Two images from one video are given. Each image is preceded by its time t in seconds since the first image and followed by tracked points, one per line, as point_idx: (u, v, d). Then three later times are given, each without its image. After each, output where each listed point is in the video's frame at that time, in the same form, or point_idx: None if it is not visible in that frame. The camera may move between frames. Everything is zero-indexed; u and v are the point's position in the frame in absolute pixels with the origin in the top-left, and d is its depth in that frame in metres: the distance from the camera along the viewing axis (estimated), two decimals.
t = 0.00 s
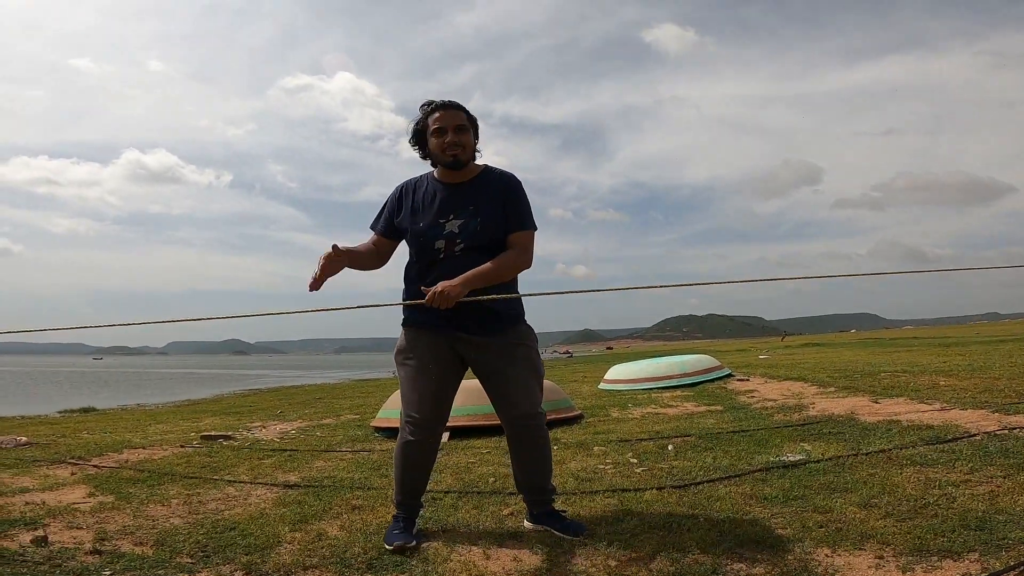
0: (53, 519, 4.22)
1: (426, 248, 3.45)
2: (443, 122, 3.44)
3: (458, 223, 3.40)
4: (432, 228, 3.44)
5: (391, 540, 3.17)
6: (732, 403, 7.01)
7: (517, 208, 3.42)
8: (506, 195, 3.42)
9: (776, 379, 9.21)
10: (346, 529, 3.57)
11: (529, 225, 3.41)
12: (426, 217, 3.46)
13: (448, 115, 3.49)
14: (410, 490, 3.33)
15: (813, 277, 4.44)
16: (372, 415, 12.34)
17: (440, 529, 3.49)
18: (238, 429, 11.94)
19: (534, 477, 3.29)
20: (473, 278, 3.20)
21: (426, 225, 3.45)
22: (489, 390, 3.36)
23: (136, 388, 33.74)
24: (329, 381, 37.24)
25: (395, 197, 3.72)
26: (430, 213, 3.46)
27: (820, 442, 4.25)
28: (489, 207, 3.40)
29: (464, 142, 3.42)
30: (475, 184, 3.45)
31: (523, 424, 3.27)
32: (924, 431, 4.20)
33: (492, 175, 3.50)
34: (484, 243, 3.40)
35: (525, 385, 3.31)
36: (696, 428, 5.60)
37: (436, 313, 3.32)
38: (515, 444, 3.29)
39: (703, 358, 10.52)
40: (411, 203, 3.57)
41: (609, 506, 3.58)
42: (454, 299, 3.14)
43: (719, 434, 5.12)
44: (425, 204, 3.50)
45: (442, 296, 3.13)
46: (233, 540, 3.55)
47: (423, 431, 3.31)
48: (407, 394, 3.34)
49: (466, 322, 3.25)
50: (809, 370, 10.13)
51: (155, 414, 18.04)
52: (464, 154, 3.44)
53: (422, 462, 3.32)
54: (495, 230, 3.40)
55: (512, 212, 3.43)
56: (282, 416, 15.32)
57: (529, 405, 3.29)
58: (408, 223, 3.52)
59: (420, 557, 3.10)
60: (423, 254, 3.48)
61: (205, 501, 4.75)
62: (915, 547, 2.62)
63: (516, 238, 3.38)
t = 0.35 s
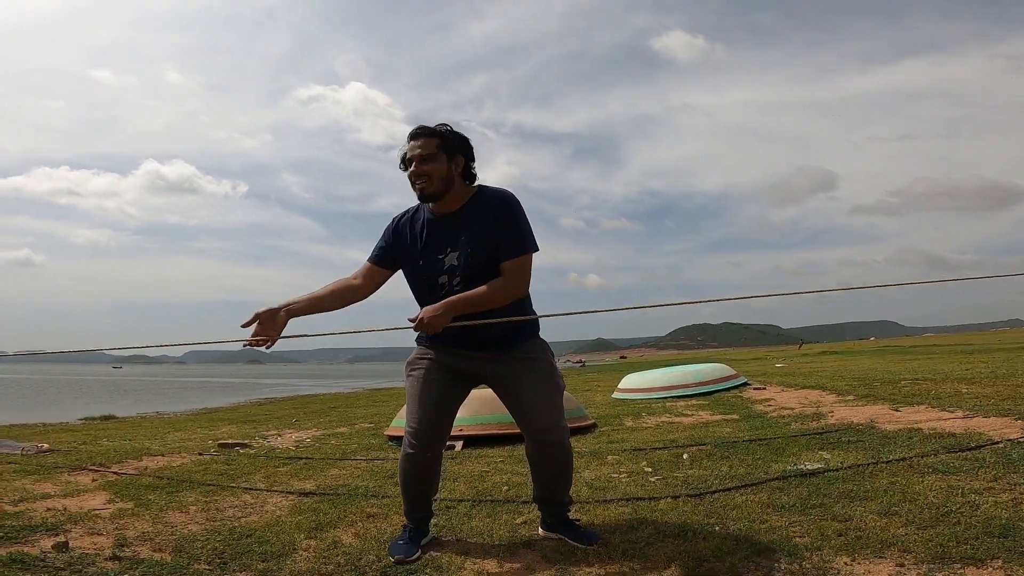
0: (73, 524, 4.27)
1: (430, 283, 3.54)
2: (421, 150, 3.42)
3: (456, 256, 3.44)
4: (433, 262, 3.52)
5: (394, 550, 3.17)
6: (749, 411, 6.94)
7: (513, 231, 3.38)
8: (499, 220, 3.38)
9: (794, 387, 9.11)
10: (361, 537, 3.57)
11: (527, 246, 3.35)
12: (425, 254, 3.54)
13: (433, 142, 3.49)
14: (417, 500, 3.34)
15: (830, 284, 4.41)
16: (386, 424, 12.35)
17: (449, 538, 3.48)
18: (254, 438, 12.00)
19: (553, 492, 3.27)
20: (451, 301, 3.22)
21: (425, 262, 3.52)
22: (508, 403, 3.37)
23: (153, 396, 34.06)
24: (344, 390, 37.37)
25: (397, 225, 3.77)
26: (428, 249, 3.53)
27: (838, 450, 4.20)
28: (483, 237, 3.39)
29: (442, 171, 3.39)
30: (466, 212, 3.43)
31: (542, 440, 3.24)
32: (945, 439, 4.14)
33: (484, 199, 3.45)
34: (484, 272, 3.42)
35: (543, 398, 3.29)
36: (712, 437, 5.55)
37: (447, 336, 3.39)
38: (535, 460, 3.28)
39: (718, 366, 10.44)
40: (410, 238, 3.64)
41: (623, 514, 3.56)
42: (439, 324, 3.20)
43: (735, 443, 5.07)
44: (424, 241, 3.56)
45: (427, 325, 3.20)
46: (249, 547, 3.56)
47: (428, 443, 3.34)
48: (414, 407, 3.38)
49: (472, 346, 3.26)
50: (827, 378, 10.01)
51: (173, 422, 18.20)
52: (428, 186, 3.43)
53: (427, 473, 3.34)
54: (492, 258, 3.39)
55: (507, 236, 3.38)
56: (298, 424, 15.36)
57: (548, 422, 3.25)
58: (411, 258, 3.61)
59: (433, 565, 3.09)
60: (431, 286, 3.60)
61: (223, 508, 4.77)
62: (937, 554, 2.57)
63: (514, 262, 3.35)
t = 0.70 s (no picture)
0: (86, 526, 4.28)
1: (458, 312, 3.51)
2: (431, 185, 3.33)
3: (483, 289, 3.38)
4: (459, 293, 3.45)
5: (402, 553, 3.14)
6: (763, 416, 6.85)
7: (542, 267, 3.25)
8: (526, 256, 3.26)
9: (810, 392, 9.00)
10: (370, 540, 3.55)
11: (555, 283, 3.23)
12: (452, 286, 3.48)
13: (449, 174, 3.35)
14: (432, 507, 3.33)
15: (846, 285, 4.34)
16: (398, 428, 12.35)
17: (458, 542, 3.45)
18: (267, 441, 12.04)
19: (578, 498, 3.23)
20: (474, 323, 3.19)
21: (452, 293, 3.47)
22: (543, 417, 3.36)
23: (170, 400, 34.35)
24: (357, 395, 37.48)
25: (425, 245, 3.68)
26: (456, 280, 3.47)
27: (855, 455, 4.13)
28: (510, 272, 3.28)
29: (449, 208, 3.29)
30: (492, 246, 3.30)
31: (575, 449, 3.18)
32: (966, 442, 4.05)
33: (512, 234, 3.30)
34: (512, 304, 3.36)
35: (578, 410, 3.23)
36: (726, 441, 5.47)
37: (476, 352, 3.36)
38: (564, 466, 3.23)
39: (733, 371, 10.34)
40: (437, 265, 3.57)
41: (635, 518, 3.51)
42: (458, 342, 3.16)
43: (749, 447, 5.00)
44: (451, 272, 3.49)
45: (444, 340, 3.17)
46: (259, 549, 3.55)
47: (448, 450, 3.35)
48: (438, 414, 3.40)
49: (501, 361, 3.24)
50: (844, 382, 9.88)
51: (188, 426, 18.31)
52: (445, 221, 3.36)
53: (444, 479, 3.34)
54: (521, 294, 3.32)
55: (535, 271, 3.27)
56: (311, 428, 15.40)
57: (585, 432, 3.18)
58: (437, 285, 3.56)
59: (442, 569, 3.07)
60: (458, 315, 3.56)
61: (234, 511, 4.77)
62: (958, 559, 2.51)
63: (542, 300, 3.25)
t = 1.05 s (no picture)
0: (90, 524, 4.27)
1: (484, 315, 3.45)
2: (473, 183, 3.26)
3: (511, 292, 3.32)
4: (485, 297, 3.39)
5: (404, 552, 3.10)
6: (772, 417, 6.77)
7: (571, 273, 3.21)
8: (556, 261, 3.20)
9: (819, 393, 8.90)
10: (372, 539, 3.52)
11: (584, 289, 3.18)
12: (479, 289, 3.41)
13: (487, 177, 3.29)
14: (442, 509, 3.28)
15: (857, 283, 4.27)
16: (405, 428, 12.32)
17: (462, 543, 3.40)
18: (274, 441, 12.05)
19: (595, 497, 3.18)
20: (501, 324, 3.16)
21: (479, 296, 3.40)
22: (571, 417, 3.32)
23: (177, 400, 34.27)
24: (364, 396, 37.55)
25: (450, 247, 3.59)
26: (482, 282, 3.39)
27: (866, 455, 4.06)
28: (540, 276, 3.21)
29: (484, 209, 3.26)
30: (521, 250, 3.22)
31: (605, 445, 3.14)
32: (979, 443, 3.98)
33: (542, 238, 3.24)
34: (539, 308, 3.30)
35: (607, 411, 3.20)
36: (735, 442, 5.40)
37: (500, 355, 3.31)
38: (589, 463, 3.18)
39: (741, 372, 10.25)
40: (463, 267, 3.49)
41: (643, 519, 3.46)
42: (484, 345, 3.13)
43: (758, 448, 4.93)
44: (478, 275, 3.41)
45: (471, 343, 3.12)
46: (260, 548, 3.52)
47: (472, 453, 3.30)
48: (467, 412, 3.34)
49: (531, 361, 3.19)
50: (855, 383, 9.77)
51: (196, 425, 18.36)
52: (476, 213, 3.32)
53: (461, 482, 3.28)
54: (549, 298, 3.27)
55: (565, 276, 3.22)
56: (318, 428, 15.41)
57: (615, 431, 3.15)
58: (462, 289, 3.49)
59: (444, 568, 3.03)
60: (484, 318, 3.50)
61: (238, 510, 4.75)
62: (973, 560, 2.44)
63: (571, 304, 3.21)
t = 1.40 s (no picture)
0: (88, 517, 4.27)
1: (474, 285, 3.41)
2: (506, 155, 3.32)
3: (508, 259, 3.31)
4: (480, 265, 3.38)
5: (399, 548, 3.10)
6: (774, 414, 6.74)
7: (572, 237, 3.28)
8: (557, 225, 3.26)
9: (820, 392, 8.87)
10: (370, 533, 3.51)
11: (585, 255, 3.26)
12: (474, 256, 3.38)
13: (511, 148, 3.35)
14: (433, 499, 3.27)
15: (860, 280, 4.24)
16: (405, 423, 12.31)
17: (459, 536, 3.39)
18: (273, 435, 12.03)
19: (582, 480, 3.20)
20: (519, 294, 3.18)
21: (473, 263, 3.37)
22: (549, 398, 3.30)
23: (178, 394, 34.32)
24: (365, 391, 37.59)
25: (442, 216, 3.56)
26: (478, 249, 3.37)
27: (868, 454, 4.04)
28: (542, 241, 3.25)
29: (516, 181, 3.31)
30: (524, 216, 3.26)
31: (586, 423, 3.11)
32: (979, 442, 3.96)
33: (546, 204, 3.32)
34: (535, 275, 3.32)
35: (586, 384, 3.18)
36: (736, 439, 5.39)
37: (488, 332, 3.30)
38: (571, 442, 3.18)
39: (743, 369, 10.22)
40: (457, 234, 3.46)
41: (641, 514, 3.45)
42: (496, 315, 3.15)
43: (760, 445, 4.91)
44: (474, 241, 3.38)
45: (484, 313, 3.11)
46: (258, 541, 3.52)
47: (456, 440, 3.27)
48: (446, 401, 3.31)
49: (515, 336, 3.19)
50: (857, 383, 9.74)
51: (197, 419, 18.36)
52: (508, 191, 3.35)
53: (449, 469, 3.27)
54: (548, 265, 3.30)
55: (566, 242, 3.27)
56: (318, 423, 15.40)
57: (592, 403, 3.13)
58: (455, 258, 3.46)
59: (442, 562, 3.02)
60: (475, 290, 3.46)
61: (237, 503, 4.74)
62: (975, 559, 2.42)
63: (573, 269, 3.26)
